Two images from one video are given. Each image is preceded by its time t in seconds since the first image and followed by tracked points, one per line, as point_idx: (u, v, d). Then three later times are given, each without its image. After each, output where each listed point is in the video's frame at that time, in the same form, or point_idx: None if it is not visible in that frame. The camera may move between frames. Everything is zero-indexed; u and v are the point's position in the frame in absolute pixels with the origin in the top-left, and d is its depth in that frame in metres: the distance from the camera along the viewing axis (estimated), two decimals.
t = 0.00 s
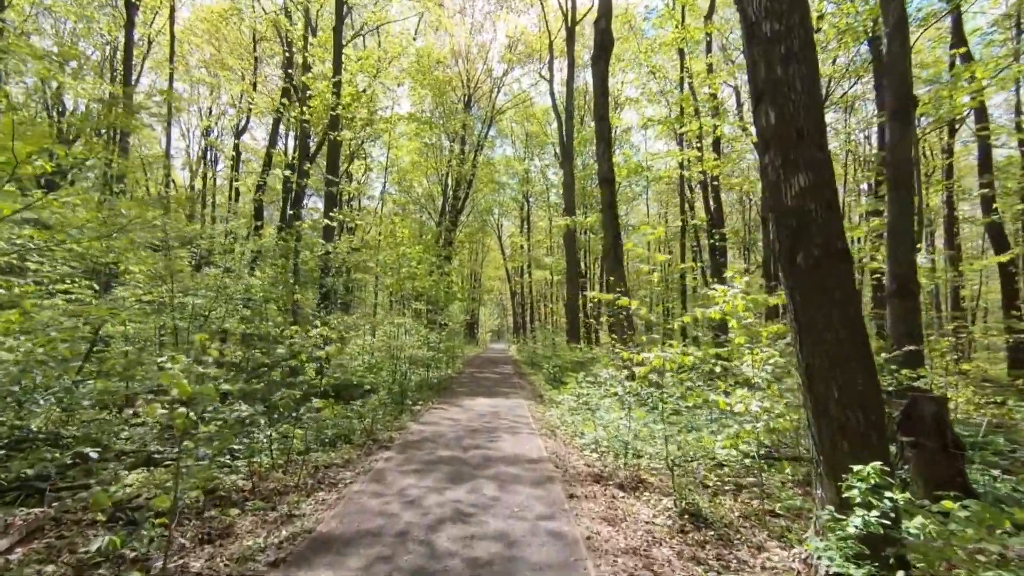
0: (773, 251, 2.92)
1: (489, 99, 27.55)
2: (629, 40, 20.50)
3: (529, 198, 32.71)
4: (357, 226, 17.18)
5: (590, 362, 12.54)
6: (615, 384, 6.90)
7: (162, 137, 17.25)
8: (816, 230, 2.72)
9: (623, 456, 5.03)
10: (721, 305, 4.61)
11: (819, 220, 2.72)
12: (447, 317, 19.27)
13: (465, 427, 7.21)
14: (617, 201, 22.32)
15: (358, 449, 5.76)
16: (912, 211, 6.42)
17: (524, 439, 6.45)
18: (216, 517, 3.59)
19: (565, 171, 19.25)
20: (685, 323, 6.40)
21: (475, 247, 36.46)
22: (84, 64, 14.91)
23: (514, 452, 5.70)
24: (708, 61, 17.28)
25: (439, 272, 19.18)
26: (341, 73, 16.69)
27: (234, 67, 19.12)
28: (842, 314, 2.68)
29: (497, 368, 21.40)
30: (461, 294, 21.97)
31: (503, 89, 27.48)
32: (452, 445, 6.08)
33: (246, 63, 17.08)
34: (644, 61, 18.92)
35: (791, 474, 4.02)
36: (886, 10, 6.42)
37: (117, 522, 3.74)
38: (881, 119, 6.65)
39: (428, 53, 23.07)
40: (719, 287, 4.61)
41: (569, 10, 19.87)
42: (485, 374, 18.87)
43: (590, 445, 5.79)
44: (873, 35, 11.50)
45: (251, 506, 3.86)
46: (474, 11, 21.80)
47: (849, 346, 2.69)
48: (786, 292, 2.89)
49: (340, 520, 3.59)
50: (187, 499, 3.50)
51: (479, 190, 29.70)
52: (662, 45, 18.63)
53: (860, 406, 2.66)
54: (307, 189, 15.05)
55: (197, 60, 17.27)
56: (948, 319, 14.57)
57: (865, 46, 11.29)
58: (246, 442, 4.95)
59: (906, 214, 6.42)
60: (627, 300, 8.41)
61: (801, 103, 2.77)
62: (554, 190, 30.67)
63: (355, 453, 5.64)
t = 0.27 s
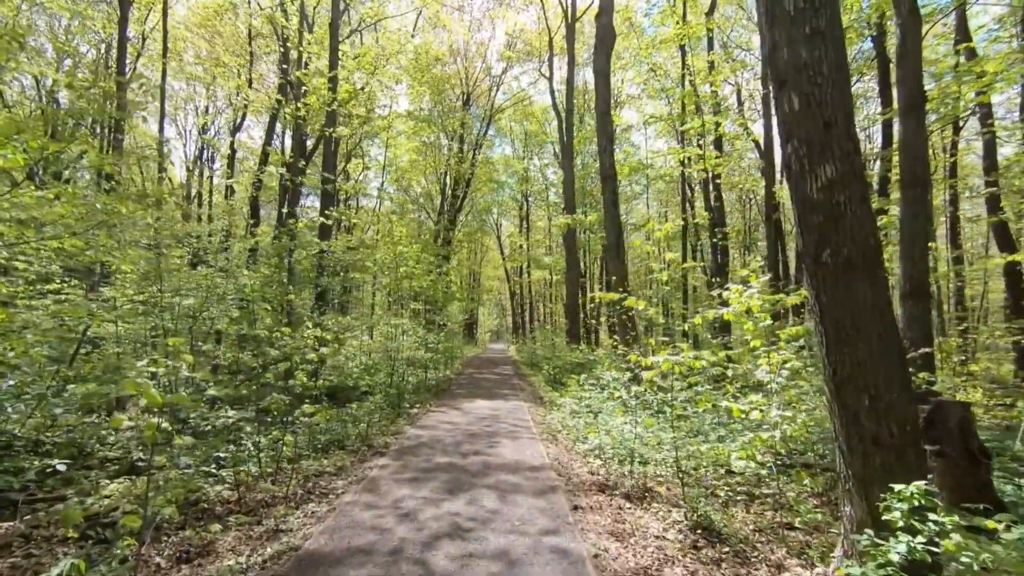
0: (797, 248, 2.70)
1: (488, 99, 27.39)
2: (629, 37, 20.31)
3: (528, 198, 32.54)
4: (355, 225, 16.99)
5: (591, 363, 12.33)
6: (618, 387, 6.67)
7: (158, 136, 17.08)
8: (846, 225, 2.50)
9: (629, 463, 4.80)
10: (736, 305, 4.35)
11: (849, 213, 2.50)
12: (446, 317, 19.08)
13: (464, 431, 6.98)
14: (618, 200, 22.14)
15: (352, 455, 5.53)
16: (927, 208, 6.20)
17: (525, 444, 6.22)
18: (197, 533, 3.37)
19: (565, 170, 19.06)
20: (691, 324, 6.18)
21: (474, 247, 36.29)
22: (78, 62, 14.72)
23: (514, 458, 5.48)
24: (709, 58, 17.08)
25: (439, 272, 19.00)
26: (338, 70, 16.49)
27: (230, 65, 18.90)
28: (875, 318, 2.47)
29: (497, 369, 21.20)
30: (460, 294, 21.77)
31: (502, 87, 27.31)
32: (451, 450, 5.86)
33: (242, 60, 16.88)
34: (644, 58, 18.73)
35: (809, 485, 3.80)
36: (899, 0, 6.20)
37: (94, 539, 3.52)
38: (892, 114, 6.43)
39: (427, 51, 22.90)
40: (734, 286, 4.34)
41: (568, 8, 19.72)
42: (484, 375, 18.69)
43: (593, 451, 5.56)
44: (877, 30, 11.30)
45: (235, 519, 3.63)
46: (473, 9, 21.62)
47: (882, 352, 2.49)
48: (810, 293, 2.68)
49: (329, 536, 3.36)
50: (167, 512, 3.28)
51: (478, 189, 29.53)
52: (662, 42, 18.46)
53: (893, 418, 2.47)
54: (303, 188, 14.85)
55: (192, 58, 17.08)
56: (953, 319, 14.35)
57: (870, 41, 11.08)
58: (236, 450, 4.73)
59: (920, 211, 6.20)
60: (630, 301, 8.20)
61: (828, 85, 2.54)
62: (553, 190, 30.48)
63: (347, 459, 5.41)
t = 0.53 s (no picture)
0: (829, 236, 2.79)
1: (487, 96, 27.14)
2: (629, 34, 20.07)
3: (527, 196, 32.30)
4: (351, 223, 16.73)
5: (592, 363, 12.11)
6: (622, 388, 6.45)
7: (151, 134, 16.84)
8: (878, 210, 2.58)
9: (636, 467, 4.58)
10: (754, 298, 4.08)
11: (882, 194, 2.57)
12: (444, 316, 18.84)
13: (462, 433, 6.75)
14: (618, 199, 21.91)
15: (345, 458, 5.29)
16: (940, 201, 5.98)
17: (525, 446, 5.99)
18: (173, 545, 3.14)
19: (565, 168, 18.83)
20: (698, 321, 5.96)
21: (473, 246, 36.05)
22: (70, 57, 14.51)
23: (513, 461, 5.24)
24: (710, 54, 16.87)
25: (437, 270, 18.75)
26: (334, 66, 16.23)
27: (225, 61, 18.65)
28: (910, 302, 2.57)
29: (496, 369, 20.97)
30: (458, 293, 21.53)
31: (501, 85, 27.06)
32: (447, 453, 5.62)
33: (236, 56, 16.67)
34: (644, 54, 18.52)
35: (828, 490, 3.59)
36: None
37: (66, 550, 3.31)
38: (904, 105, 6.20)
39: (425, 47, 22.64)
40: (752, 279, 4.08)
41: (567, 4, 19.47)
42: (483, 375, 18.45)
43: (596, 454, 5.34)
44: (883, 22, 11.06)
45: (214, 530, 3.40)
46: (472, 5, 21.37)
47: (916, 335, 2.59)
48: (842, 279, 2.79)
49: (315, 547, 3.14)
50: (139, 523, 3.05)
51: (476, 188, 29.28)
52: (663, 38, 18.23)
53: (929, 399, 2.59)
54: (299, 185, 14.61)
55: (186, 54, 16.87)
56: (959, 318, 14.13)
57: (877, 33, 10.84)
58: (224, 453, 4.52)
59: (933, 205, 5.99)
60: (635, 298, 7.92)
61: (861, 67, 2.56)
62: (553, 188, 30.25)
63: (339, 462, 5.18)
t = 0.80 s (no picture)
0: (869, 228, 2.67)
1: (486, 95, 26.91)
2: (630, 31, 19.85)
3: (527, 195, 32.08)
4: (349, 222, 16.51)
5: (594, 364, 11.87)
6: (627, 391, 6.21)
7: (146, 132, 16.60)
8: (923, 197, 2.47)
9: (644, 478, 4.33)
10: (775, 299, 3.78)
11: (926, 181, 2.47)
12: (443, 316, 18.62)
13: (460, 438, 6.50)
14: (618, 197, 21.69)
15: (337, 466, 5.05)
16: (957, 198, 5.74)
17: (526, 452, 5.74)
18: (143, 568, 2.91)
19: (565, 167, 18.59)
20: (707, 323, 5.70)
21: (472, 245, 35.83)
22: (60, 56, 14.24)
23: (513, 469, 5.00)
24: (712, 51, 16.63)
25: (436, 269, 18.52)
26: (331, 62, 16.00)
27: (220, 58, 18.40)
28: (958, 298, 2.44)
29: (496, 369, 20.74)
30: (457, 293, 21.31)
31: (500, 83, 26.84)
32: (444, 460, 5.37)
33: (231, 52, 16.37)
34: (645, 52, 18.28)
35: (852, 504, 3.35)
36: None
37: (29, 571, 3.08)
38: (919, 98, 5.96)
39: (423, 45, 22.41)
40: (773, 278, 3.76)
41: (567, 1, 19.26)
42: (482, 376, 18.23)
43: (601, 462, 5.09)
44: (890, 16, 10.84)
45: (190, 549, 3.16)
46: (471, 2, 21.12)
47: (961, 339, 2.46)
48: (881, 275, 2.66)
49: (299, 569, 2.90)
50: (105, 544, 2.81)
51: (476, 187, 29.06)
52: (665, 35, 18.01)
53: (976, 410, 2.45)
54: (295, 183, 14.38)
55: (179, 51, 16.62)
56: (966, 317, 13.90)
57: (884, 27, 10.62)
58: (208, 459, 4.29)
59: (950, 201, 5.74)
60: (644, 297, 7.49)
61: (908, 49, 2.48)
62: (553, 187, 29.99)
63: (330, 470, 4.93)
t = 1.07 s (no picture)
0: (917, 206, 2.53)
1: (486, 93, 26.71)
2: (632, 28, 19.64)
3: (527, 194, 31.86)
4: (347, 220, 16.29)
5: (596, 364, 11.64)
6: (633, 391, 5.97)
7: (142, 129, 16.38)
8: (978, 168, 2.32)
9: (655, 483, 4.11)
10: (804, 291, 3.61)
11: (983, 151, 2.32)
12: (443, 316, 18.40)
13: (460, 440, 6.26)
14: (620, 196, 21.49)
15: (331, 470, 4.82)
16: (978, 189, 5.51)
17: (528, 455, 5.50)
18: None
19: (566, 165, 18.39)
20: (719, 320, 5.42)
21: (472, 245, 35.60)
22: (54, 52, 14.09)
23: (514, 473, 4.76)
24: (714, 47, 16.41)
25: (435, 268, 18.30)
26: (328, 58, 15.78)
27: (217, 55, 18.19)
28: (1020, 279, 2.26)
29: (496, 369, 20.52)
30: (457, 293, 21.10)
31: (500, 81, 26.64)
32: (443, 464, 5.14)
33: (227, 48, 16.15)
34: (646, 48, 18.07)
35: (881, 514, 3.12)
36: None
37: None
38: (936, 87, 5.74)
39: (422, 42, 22.21)
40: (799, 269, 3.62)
41: None
42: (482, 376, 18.01)
43: (608, 466, 4.87)
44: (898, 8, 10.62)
45: (168, 562, 2.94)
46: None
47: None
48: (933, 259, 2.49)
49: None
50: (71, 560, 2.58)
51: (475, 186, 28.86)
52: (666, 32, 17.80)
53: None
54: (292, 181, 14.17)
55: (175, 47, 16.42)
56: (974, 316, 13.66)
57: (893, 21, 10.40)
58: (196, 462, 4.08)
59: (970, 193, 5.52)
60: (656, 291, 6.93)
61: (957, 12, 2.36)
62: (553, 186, 29.77)
63: (322, 475, 4.70)
